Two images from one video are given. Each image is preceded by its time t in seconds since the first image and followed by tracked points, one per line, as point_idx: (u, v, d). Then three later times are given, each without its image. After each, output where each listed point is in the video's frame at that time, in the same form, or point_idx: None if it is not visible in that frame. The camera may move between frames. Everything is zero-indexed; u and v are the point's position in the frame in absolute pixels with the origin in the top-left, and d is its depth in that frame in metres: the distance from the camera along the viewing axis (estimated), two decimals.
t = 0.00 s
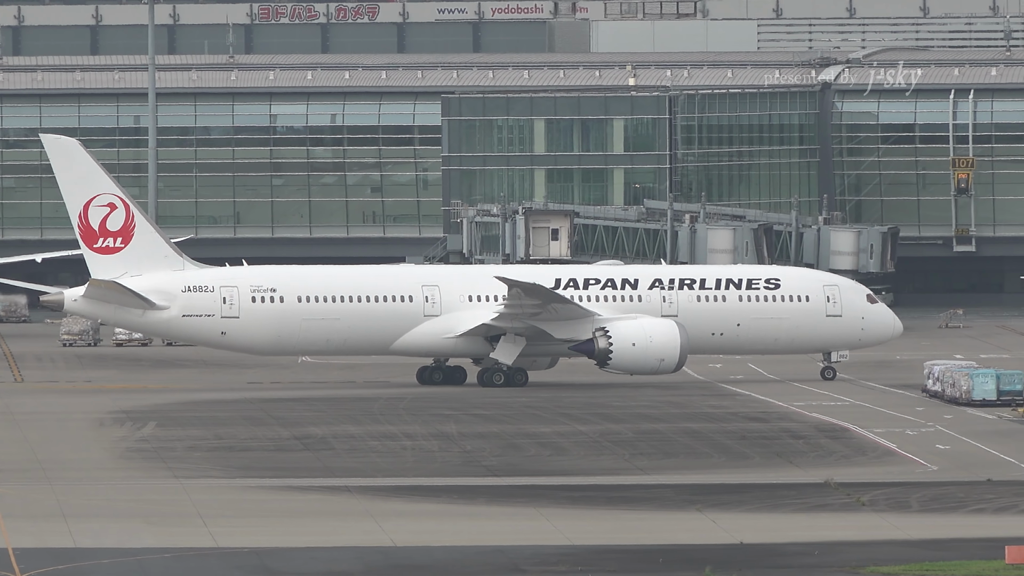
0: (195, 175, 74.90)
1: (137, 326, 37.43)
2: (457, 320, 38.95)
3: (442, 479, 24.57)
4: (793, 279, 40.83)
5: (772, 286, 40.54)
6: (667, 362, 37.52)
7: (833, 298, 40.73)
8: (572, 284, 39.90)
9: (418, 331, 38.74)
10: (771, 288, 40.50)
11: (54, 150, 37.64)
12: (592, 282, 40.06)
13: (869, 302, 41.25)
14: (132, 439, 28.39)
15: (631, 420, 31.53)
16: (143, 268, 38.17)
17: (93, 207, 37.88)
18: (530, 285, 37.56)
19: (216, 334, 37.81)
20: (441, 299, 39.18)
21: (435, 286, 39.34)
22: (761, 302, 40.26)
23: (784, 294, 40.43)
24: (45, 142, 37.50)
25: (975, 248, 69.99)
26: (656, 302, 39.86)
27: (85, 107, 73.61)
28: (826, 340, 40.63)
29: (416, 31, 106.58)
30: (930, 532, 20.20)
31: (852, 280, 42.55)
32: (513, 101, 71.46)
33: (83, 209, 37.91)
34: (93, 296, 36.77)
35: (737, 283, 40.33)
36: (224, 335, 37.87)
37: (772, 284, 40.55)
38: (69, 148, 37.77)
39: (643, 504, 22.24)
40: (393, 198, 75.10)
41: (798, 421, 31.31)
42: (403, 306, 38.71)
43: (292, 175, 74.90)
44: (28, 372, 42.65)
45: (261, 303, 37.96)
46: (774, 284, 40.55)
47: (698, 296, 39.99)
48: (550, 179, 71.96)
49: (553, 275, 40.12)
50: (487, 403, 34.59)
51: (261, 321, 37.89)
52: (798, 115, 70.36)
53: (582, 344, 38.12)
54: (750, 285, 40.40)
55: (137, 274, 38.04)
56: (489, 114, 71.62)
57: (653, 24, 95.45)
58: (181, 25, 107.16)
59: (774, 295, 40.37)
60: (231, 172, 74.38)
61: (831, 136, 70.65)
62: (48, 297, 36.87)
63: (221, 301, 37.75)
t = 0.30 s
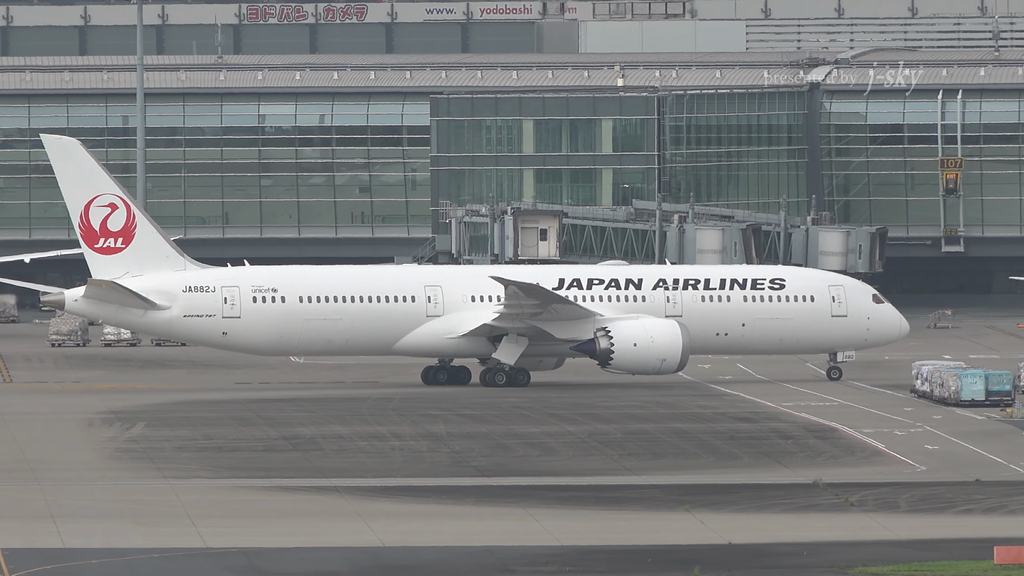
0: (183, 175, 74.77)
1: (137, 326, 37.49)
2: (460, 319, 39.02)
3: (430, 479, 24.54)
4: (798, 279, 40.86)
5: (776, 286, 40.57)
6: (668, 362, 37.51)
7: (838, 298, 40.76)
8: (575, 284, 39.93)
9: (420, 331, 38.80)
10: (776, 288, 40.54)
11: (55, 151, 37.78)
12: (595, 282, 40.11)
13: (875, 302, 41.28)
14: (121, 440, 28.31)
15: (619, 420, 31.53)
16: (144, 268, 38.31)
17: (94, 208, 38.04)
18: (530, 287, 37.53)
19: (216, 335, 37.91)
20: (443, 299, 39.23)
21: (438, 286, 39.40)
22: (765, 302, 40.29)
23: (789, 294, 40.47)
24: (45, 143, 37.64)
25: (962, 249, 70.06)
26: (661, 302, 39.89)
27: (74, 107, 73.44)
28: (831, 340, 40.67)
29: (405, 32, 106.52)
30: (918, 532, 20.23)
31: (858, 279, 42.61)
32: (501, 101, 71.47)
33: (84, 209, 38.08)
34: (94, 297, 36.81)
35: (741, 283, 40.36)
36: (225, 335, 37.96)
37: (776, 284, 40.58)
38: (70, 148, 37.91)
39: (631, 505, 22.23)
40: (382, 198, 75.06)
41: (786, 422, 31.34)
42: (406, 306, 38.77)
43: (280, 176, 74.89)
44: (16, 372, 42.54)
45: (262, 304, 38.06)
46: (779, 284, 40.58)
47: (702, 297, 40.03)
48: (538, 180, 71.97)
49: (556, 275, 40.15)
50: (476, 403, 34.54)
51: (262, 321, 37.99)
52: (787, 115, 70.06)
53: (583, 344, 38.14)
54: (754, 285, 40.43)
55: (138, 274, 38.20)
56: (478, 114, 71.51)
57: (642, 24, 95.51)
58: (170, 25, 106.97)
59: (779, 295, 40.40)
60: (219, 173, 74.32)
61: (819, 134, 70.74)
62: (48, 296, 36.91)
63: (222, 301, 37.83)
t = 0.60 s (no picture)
0: (170, 176, 74.59)
1: (137, 326, 37.50)
2: (460, 319, 39.05)
3: (417, 480, 24.49)
4: (802, 280, 40.84)
5: (780, 286, 40.53)
6: (668, 363, 37.47)
7: (842, 298, 40.74)
8: (578, 284, 39.99)
9: (421, 331, 38.82)
10: (780, 288, 40.50)
11: (55, 151, 37.75)
12: (597, 282, 40.14)
13: (880, 302, 41.27)
14: (107, 440, 28.18)
15: (606, 421, 31.50)
16: (144, 269, 38.27)
17: (94, 208, 38.00)
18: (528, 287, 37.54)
19: (216, 335, 37.98)
20: (445, 299, 39.25)
21: (439, 286, 39.41)
22: (769, 302, 40.26)
23: (793, 295, 40.42)
24: (45, 143, 37.59)
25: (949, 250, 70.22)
26: (664, 302, 39.88)
27: (61, 107, 73.25)
28: (835, 340, 40.66)
29: (392, 32, 106.41)
30: (904, 533, 20.27)
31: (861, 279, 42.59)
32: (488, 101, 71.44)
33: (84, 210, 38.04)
34: (94, 297, 36.79)
35: (745, 283, 40.32)
36: (225, 335, 38.03)
37: (780, 284, 40.54)
38: (70, 149, 37.87)
39: (618, 505, 22.23)
40: (369, 199, 75.00)
41: (774, 423, 31.35)
42: (406, 306, 38.78)
43: (267, 176, 74.81)
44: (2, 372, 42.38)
45: (262, 304, 38.12)
46: (783, 284, 40.54)
47: (705, 297, 40.01)
48: (526, 180, 72.03)
49: (558, 275, 40.16)
50: (462, 404, 34.47)
51: (262, 321, 38.05)
52: (774, 116, 69.36)
53: (583, 344, 38.08)
54: (758, 285, 40.39)
55: (138, 274, 38.17)
56: (465, 115, 71.46)
57: (629, 24, 95.59)
58: (157, 26, 106.76)
59: (783, 295, 40.36)
60: (206, 173, 74.19)
61: (806, 134, 70.64)
62: (48, 297, 36.87)
63: (222, 301, 37.89)
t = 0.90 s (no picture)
0: (156, 177, 74.42)
1: (135, 326, 37.42)
2: (460, 319, 39.07)
3: (402, 480, 24.45)
4: (804, 280, 40.87)
5: (781, 286, 40.56)
6: (667, 363, 37.49)
7: (844, 299, 40.77)
8: (578, 284, 39.94)
9: (420, 332, 38.82)
10: (781, 288, 40.53)
11: (54, 151, 37.64)
12: (598, 282, 40.10)
13: (881, 302, 41.30)
14: (92, 441, 28.07)
15: (592, 421, 31.50)
16: (143, 269, 38.19)
17: (93, 208, 37.91)
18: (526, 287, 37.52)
19: (215, 335, 37.91)
20: (445, 300, 39.27)
21: (438, 286, 39.42)
22: (770, 302, 40.30)
23: (795, 295, 40.45)
24: (43, 143, 37.49)
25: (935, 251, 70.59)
26: (664, 302, 39.88)
27: (46, 108, 73.02)
28: (837, 340, 40.69)
29: (377, 32, 106.25)
30: (890, 534, 20.31)
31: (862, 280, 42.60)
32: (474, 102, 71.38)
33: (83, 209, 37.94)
34: (93, 297, 36.74)
35: (746, 283, 40.35)
36: (224, 335, 37.96)
37: (781, 285, 40.58)
38: (69, 149, 37.73)
39: (604, 506, 22.23)
40: (354, 199, 74.93)
41: (760, 423, 31.38)
42: (406, 306, 38.78)
43: (253, 177, 74.74)
44: None
45: (261, 304, 38.05)
46: (784, 285, 40.57)
47: (706, 297, 40.03)
48: (511, 180, 72.04)
49: (558, 275, 40.16)
50: (448, 404, 34.43)
51: (261, 321, 37.98)
52: (760, 115, 70.32)
53: (582, 344, 38.07)
54: (760, 285, 40.43)
55: (137, 274, 38.11)
56: (450, 115, 71.38)
57: (615, 24, 95.68)
58: (142, 26, 106.59)
59: (784, 295, 40.39)
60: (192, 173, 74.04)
61: (792, 134, 70.63)
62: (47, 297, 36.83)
63: (221, 301, 37.82)
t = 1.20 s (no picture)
0: (140, 177, 74.19)
1: (132, 326, 37.42)
2: (458, 320, 38.99)
3: (385, 481, 24.41)
4: (805, 281, 40.89)
5: (782, 287, 40.58)
6: (665, 363, 37.53)
7: (845, 299, 40.79)
8: (578, 284, 39.96)
9: (418, 332, 38.76)
10: (782, 289, 40.55)
11: (51, 152, 37.69)
12: (598, 283, 40.12)
13: (883, 303, 41.31)
14: (77, 442, 27.98)
15: (576, 422, 31.50)
16: (140, 269, 38.21)
17: (91, 209, 37.98)
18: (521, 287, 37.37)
19: (213, 336, 37.82)
20: (444, 300, 39.19)
21: (437, 287, 39.34)
22: (770, 303, 40.30)
23: (795, 295, 40.47)
24: (40, 144, 37.55)
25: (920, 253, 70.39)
26: (664, 302, 39.89)
27: (30, 108, 72.73)
28: (838, 340, 40.71)
29: (362, 32, 106.10)
30: (873, 534, 20.36)
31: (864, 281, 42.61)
32: (459, 103, 71.35)
33: (81, 210, 37.98)
34: (90, 297, 36.82)
35: (747, 284, 40.37)
36: (221, 336, 37.87)
37: (782, 285, 40.60)
38: (66, 150, 37.82)
39: (587, 507, 22.23)
40: (338, 200, 74.86)
41: (744, 424, 31.40)
42: (405, 306, 38.72)
43: (237, 177, 74.64)
44: None
45: (259, 305, 37.97)
46: (785, 286, 40.59)
47: (706, 297, 40.03)
48: (496, 181, 72.10)
49: (557, 276, 40.15)
50: (431, 405, 34.38)
51: (259, 322, 37.90)
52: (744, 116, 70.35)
53: (579, 344, 38.05)
54: (760, 286, 40.45)
55: (135, 275, 38.13)
56: (435, 116, 71.43)
57: (599, 25, 95.85)
58: (127, 27, 106.47)
59: (785, 296, 40.41)
60: (176, 174, 73.85)
61: (776, 134, 70.77)
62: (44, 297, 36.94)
63: (218, 302, 37.74)
